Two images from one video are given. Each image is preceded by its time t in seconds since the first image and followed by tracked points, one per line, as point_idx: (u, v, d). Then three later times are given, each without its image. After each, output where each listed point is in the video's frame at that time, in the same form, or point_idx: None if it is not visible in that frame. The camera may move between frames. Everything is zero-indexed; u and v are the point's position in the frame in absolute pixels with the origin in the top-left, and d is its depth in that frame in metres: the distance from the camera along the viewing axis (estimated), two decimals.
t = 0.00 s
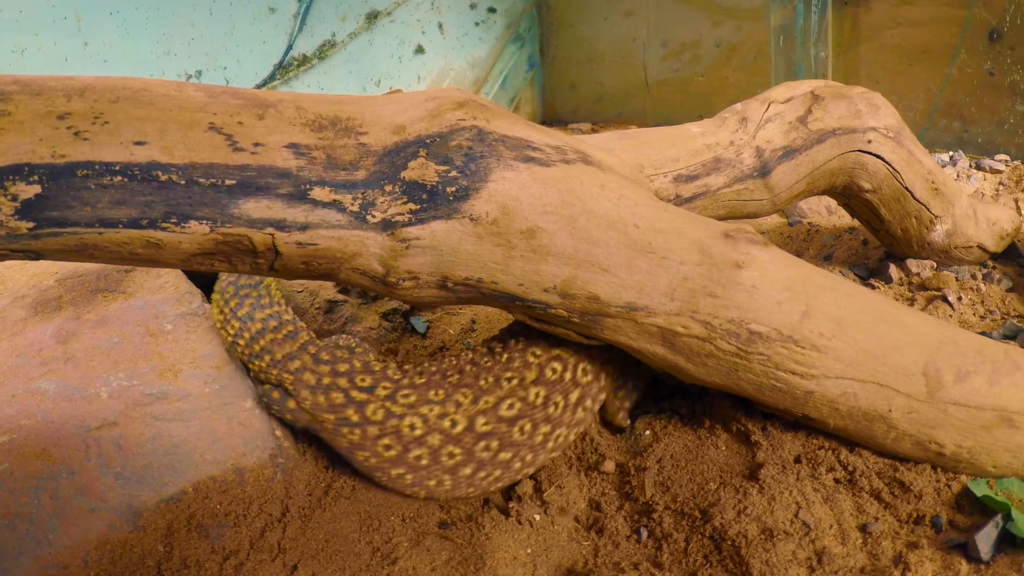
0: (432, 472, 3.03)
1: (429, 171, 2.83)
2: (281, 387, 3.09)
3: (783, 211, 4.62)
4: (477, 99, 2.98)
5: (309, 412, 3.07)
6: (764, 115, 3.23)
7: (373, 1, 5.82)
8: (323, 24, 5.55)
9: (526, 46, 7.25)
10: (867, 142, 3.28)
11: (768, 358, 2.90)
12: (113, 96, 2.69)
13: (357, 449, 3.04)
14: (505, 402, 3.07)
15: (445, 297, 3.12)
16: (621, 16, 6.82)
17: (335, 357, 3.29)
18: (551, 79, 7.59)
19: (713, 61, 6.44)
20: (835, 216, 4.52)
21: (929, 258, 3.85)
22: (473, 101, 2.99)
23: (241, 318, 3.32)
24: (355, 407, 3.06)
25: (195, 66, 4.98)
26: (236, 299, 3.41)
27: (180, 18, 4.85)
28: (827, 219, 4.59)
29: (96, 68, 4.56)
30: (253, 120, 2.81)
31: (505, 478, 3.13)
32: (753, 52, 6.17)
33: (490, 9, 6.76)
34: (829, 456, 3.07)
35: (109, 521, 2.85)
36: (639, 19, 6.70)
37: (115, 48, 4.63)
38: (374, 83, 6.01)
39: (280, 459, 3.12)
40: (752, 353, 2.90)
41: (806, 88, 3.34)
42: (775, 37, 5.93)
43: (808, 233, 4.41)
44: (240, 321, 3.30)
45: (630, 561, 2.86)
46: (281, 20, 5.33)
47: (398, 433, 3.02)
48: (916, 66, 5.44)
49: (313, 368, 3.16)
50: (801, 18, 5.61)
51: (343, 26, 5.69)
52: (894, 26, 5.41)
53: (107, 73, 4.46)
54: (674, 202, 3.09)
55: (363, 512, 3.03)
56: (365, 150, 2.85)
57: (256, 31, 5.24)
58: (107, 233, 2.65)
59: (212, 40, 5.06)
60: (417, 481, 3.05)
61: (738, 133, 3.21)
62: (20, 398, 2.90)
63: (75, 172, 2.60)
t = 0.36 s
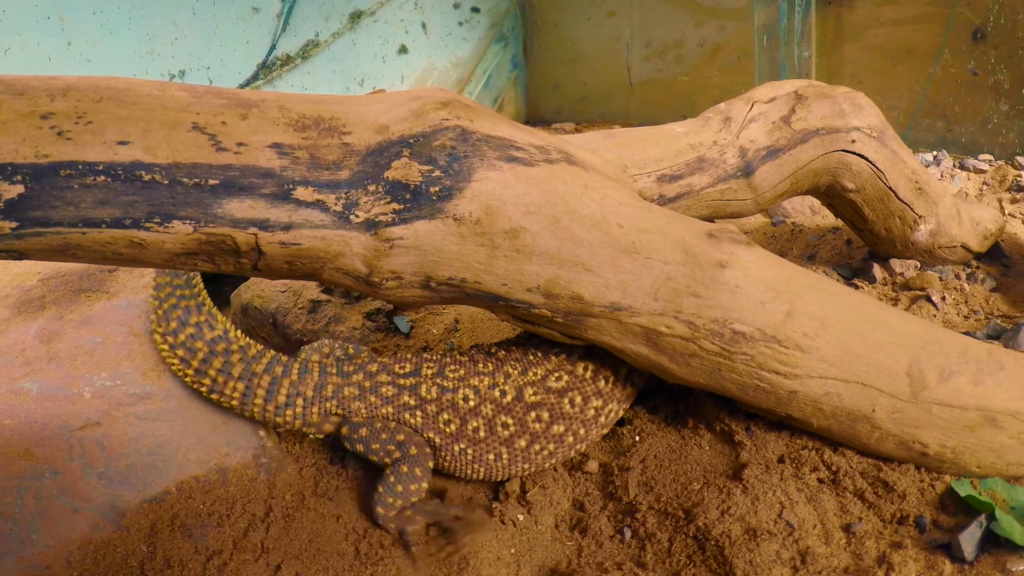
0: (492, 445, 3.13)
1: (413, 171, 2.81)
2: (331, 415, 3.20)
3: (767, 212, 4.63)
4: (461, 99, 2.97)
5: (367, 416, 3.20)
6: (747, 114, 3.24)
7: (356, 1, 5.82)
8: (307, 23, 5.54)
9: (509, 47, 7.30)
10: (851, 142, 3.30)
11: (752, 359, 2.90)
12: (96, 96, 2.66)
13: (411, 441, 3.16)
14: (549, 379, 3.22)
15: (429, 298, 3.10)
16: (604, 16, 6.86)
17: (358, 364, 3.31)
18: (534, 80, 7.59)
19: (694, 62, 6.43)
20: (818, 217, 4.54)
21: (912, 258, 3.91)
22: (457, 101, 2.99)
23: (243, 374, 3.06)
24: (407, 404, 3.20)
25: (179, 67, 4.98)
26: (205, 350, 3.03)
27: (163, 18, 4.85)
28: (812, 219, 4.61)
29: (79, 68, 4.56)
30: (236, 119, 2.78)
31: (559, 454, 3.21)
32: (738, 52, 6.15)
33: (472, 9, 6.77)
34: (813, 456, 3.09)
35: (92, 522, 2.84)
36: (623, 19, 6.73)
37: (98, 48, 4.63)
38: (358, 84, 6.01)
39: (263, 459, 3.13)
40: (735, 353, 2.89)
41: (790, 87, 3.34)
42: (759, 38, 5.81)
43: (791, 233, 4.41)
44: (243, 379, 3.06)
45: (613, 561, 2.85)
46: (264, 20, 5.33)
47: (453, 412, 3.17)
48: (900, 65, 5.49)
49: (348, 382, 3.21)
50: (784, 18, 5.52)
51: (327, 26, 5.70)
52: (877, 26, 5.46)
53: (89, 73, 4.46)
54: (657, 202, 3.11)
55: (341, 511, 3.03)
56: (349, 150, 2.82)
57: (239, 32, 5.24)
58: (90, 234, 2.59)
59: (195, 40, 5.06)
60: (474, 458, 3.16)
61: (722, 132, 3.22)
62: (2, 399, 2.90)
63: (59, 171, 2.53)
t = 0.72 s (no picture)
0: (477, 447, 3.11)
1: (396, 171, 2.79)
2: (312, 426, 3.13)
3: (750, 212, 4.63)
4: (444, 99, 2.97)
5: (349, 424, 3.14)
6: (731, 114, 3.24)
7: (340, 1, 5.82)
8: (290, 23, 5.56)
9: (494, 46, 7.28)
10: (834, 142, 3.32)
11: (735, 358, 2.90)
12: (79, 96, 2.63)
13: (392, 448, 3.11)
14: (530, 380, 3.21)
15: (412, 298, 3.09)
16: (587, 16, 6.87)
17: (338, 374, 3.28)
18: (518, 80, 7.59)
19: (679, 61, 6.49)
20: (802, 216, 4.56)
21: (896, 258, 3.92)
22: (440, 101, 2.98)
23: (223, 384, 3.03)
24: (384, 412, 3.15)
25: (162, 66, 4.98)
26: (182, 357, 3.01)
27: (146, 17, 4.87)
28: (795, 219, 4.63)
29: (63, 68, 4.56)
30: (219, 119, 2.75)
31: (543, 454, 3.20)
32: (722, 51, 6.21)
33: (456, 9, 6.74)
34: (797, 456, 3.09)
35: (75, 522, 2.84)
36: (607, 19, 6.74)
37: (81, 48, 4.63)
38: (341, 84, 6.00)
39: (246, 459, 3.12)
40: (719, 353, 2.89)
41: (773, 87, 3.35)
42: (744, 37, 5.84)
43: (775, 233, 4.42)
44: (223, 388, 3.02)
45: (597, 561, 2.87)
46: (247, 20, 5.34)
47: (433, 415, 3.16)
48: (883, 65, 5.58)
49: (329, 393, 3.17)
50: (767, 18, 5.52)
51: (310, 26, 5.70)
52: (861, 25, 5.53)
53: (71, 72, 4.45)
54: (641, 202, 3.12)
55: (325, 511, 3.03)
56: (332, 150, 2.80)
57: (222, 32, 5.25)
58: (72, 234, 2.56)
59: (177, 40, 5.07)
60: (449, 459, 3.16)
61: (704, 132, 3.23)
62: None
63: (42, 171, 2.51)
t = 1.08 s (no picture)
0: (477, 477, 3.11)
1: (380, 171, 2.77)
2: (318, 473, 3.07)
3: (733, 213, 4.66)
4: (427, 99, 2.95)
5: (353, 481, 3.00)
6: (715, 114, 3.26)
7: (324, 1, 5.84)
8: (273, 22, 5.58)
9: (477, 46, 7.30)
10: (819, 142, 3.36)
11: (719, 359, 2.90)
12: (62, 95, 2.59)
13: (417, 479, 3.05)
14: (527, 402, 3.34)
15: (395, 298, 3.07)
16: (570, 16, 6.92)
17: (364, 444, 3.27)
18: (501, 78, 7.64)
19: (664, 60, 6.56)
20: (787, 215, 4.70)
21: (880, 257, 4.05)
22: (423, 101, 2.97)
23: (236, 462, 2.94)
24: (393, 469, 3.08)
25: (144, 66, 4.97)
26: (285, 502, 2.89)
27: (128, 17, 4.84)
28: (779, 217, 4.75)
29: (46, 67, 4.51)
30: (203, 119, 2.71)
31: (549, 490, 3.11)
32: (705, 51, 6.32)
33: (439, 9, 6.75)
34: (780, 456, 3.10)
35: (58, 522, 2.80)
36: (590, 19, 6.81)
37: (64, 48, 4.59)
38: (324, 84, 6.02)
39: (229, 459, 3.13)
40: (702, 353, 2.89)
41: (758, 86, 3.37)
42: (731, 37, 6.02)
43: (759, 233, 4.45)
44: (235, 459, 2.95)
45: (582, 561, 2.89)
46: (229, 20, 5.35)
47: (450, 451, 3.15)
48: (867, 65, 5.68)
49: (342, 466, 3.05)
50: (751, 18, 5.81)
51: (293, 26, 5.72)
52: (844, 24, 5.66)
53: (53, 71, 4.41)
54: (624, 202, 3.13)
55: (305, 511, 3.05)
56: (315, 149, 2.76)
57: (205, 32, 5.24)
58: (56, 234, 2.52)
59: (161, 40, 5.04)
60: (503, 502, 3.05)
61: (688, 132, 3.24)
62: None
63: (25, 171, 2.47)
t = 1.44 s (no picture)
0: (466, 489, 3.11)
1: (363, 171, 2.76)
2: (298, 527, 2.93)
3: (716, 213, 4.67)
4: (411, 99, 2.94)
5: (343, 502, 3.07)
6: (699, 113, 3.30)
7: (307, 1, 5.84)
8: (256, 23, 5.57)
9: (460, 46, 7.27)
10: (802, 141, 3.45)
11: (702, 358, 2.89)
12: (45, 95, 2.57)
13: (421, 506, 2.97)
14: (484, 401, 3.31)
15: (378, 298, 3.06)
16: (553, 16, 6.90)
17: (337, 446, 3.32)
18: (483, 78, 7.59)
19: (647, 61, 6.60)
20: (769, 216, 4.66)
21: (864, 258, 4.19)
22: (406, 100, 2.96)
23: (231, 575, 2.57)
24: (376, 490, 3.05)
25: (128, 66, 4.96)
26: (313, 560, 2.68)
27: (111, 17, 4.82)
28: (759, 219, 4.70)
29: (28, 68, 4.47)
30: (187, 119, 2.69)
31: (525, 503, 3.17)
32: (688, 50, 6.37)
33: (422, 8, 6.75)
34: (763, 456, 3.11)
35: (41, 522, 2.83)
36: (573, 18, 6.79)
37: (48, 48, 4.56)
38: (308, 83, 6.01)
39: (212, 459, 3.14)
40: (686, 353, 2.89)
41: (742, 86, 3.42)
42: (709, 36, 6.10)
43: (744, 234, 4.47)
44: None
45: (568, 559, 2.86)
46: (213, 20, 5.34)
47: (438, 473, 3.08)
48: (850, 64, 5.81)
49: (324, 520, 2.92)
50: (734, 17, 5.79)
51: (276, 26, 5.72)
52: (828, 24, 5.77)
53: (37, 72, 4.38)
54: (607, 201, 3.14)
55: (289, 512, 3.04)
56: (298, 150, 2.75)
57: (188, 31, 5.23)
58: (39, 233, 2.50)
59: (144, 40, 5.03)
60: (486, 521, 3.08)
61: (672, 132, 3.28)
62: None
63: (7, 171, 2.45)
